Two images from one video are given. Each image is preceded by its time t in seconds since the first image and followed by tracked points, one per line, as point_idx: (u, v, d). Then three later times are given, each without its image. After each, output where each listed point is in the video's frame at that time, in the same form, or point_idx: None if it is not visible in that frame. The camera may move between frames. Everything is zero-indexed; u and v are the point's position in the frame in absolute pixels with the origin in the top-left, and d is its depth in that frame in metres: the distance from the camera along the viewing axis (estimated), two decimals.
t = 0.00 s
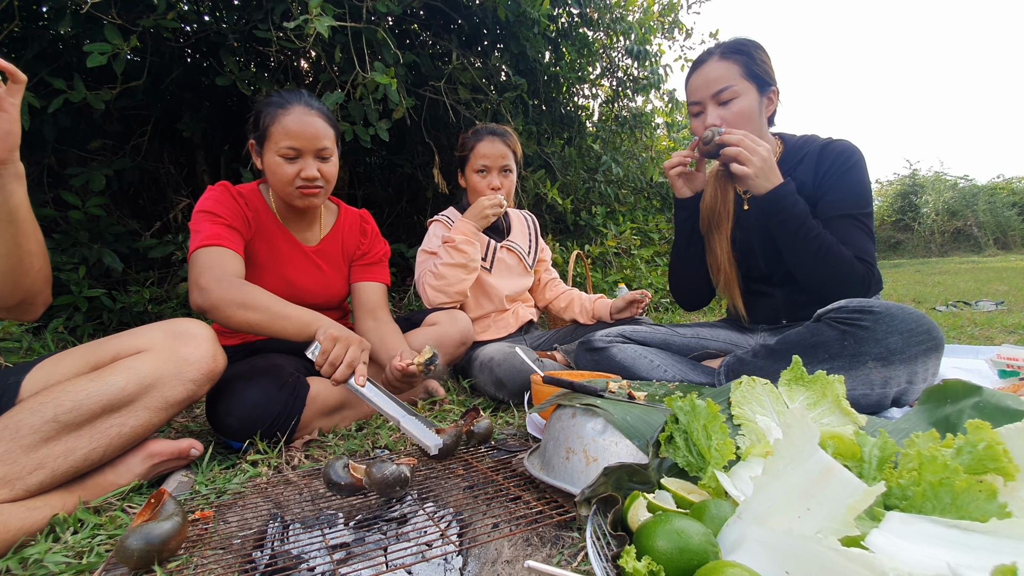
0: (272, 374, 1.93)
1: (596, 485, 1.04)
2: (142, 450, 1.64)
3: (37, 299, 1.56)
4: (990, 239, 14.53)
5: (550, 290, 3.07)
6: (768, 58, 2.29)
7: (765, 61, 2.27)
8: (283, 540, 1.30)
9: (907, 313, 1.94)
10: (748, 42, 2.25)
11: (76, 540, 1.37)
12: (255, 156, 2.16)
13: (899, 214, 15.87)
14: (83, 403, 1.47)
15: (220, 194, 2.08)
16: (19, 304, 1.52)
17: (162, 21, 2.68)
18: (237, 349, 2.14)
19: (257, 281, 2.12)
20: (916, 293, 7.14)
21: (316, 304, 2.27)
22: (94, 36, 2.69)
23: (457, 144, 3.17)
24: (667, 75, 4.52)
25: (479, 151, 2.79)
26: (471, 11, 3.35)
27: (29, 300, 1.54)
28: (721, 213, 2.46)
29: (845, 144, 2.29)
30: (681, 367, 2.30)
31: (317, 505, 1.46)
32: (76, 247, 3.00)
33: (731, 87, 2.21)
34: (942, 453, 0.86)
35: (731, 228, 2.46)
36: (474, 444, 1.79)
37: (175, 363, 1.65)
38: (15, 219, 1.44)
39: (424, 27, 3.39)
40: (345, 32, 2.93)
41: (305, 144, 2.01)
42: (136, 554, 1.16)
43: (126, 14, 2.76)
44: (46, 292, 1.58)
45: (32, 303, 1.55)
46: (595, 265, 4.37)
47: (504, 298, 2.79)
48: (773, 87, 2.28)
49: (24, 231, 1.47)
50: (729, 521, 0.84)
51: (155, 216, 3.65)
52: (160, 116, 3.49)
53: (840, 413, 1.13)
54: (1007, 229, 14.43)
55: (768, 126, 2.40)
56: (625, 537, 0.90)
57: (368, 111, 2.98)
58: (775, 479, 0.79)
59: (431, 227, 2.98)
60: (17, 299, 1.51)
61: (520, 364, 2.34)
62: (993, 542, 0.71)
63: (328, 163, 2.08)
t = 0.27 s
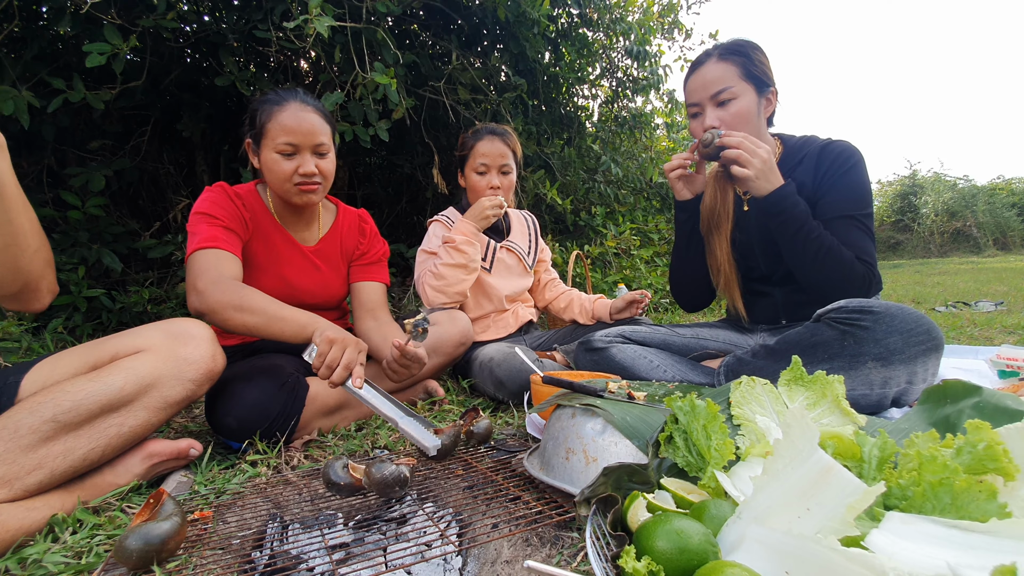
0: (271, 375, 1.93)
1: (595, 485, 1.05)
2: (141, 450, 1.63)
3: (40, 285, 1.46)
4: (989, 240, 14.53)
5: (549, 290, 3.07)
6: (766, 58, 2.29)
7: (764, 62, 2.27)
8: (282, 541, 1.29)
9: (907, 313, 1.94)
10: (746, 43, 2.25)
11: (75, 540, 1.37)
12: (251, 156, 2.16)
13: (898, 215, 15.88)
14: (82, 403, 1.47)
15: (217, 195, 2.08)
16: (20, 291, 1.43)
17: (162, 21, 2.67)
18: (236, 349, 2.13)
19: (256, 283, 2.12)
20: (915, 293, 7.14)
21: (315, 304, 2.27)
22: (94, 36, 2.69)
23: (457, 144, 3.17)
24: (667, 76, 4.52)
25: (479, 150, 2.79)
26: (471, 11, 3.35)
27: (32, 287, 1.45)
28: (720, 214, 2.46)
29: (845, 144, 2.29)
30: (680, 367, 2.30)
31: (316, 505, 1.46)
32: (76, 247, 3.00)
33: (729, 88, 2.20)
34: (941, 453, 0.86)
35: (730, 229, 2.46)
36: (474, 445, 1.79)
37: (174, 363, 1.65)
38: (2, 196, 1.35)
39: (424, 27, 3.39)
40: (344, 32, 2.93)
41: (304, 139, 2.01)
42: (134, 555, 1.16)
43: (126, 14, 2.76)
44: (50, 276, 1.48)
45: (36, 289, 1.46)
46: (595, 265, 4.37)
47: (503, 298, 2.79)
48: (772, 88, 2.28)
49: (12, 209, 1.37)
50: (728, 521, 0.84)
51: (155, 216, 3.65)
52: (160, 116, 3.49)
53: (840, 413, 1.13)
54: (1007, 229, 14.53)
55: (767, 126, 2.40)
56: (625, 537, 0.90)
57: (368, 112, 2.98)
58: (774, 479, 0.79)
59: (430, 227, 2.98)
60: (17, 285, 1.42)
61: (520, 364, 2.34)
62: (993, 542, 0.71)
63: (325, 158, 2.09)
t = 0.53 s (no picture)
0: (270, 374, 1.93)
1: (595, 485, 1.05)
2: (140, 450, 1.63)
3: (41, 275, 1.45)
4: (988, 240, 14.54)
5: (549, 290, 3.07)
6: (766, 59, 2.28)
7: (763, 63, 2.27)
8: (282, 541, 1.29)
9: (907, 313, 1.94)
10: (746, 43, 2.25)
11: (74, 540, 1.36)
12: (249, 154, 2.15)
13: (897, 215, 15.88)
14: (81, 402, 1.47)
15: (215, 197, 2.08)
16: (22, 282, 1.43)
17: (162, 20, 2.67)
18: (236, 349, 2.13)
19: (256, 285, 2.13)
20: (914, 294, 7.15)
21: (315, 305, 2.28)
22: (93, 35, 2.69)
23: (456, 144, 3.17)
24: (667, 76, 4.52)
25: (479, 149, 2.79)
26: (471, 11, 3.35)
27: (33, 277, 1.44)
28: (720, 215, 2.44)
29: (844, 145, 2.30)
30: (680, 367, 2.30)
31: (316, 505, 1.46)
32: (75, 247, 2.99)
33: (729, 89, 2.20)
34: (942, 452, 0.86)
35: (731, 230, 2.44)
36: (474, 444, 1.79)
37: (173, 362, 1.65)
38: None
39: (424, 27, 3.39)
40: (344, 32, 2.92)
41: (307, 134, 2.03)
42: (134, 554, 1.16)
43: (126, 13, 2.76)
44: (50, 267, 1.48)
45: (37, 280, 1.45)
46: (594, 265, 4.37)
47: (503, 298, 2.80)
48: (771, 88, 2.28)
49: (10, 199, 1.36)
50: (728, 521, 0.84)
51: (154, 216, 3.65)
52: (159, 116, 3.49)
53: (840, 413, 1.13)
54: (1005, 230, 14.67)
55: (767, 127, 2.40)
56: (625, 537, 0.90)
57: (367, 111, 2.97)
58: (774, 478, 0.79)
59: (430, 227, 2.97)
60: (17, 277, 1.41)
61: (520, 363, 2.34)
62: (993, 541, 0.70)
63: (327, 152, 2.10)
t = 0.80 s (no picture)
0: (271, 374, 1.93)
1: (595, 487, 1.04)
2: (140, 450, 1.63)
3: (43, 272, 1.46)
4: (987, 242, 14.56)
5: (548, 292, 3.07)
6: (764, 61, 2.28)
7: (761, 66, 2.27)
8: (282, 542, 1.29)
9: (906, 316, 1.94)
10: (743, 47, 2.24)
11: (74, 540, 1.37)
12: (251, 154, 2.16)
13: (897, 217, 15.88)
14: (81, 403, 1.47)
15: (216, 200, 2.08)
16: (25, 278, 1.43)
17: (162, 20, 2.67)
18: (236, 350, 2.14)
19: (257, 287, 2.13)
20: (913, 295, 7.16)
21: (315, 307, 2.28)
22: (94, 36, 2.69)
23: (456, 145, 3.18)
24: (667, 77, 4.53)
25: (478, 148, 2.80)
26: (471, 12, 3.36)
27: (35, 274, 1.44)
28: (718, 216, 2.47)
29: (843, 149, 2.30)
30: (679, 369, 2.31)
31: (316, 506, 1.46)
32: (75, 247, 2.99)
33: (728, 93, 2.20)
34: (940, 456, 0.86)
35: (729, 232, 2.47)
36: (473, 446, 1.79)
37: (173, 363, 1.65)
38: None
39: (424, 28, 3.39)
40: (344, 33, 2.93)
41: (308, 130, 2.03)
42: (134, 555, 1.16)
43: (126, 13, 2.76)
44: (52, 264, 1.48)
45: (39, 276, 1.45)
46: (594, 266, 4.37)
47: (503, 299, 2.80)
48: (770, 92, 2.29)
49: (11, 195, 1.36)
50: (727, 524, 0.85)
51: (153, 216, 3.65)
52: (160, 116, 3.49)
53: (839, 416, 1.13)
54: (1005, 232, 14.71)
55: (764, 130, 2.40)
56: (624, 539, 0.90)
57: (367, 112, 2.98)
58: (773, 481, 0.80)
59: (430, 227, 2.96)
60: (19, 273, 1.41)
61: (519, 365, 2.35)
62: (991, 545, 0.71)
63: (328, 151, 2.11)
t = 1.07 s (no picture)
0: (270, 376, 1.92)
1: (593, 490, 1.04)
2: (139, 451, 1.64)
3: (42, 270, 1.46)
4: (986, 244, 14.57)
5: (547, 293, 3.08)
6: (761, 65, 2.29)
7: (758, 69, 2.27)
8: (280, 543, 1.29)
9: (904, 320, 1.94)
10: (740, 50, 2.24)
11: (73, 541, 1.36)
12: (259, 159, 2.17)
13: (896, 219, 15.89)
14: (80, 404, 1.47)
15: (221, 202, 2.09)
16: (24, 276, 1.43)
17: (162, 21, 2.67)
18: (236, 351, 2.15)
19: (257, 291, 2.13)
20: (912, 297, 7.15)
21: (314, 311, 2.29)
22: (94, 36, 2.69)
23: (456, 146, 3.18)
24: (666, 79, 4.53)
25: (474, 151, 2.79)
26: (471, 13, 3.37)
27: (35, 272, 1.44)
28: (714, 221, 2.51)
29: (838, 152, 2.28)
30: (678, 371, 2.32)
31: (314, 508, 1.46)
32: (74, 247, 2.99)
33: (726, 98, 2.21)
34: (937, 460, 0.86)
35: (725, 236, 2.49)
36: (472, 447, 1.80)
37: (172, 363, 1.65)
38: None
39: (424, 29, 3.40)
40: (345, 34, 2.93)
41: (317, 133, 2.04)
42: (133, 557, 1.16)
43: (126, 14, 2.76)
44: (51, 262, 1.48)
45: (39, 274, 1.45)
46: (593, 268, 4.37)
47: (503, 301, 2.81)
48: (768, 96, 2.29)
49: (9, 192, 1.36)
50: (725, 527, 0.85)
51: (153, 216, 3.66)
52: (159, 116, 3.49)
53: (836, 419, 1.13)
54: (1004, 234, 14.77)
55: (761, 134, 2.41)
56: (622, 542, 0.91)
57: (367, 113, 2.98)
58: (771, 485, 0.80)
59: (429, 229, 2.97)
60: (18, 272, 1.41)
61: (518, 366, 2.35)
62: (987, 549, 0.71)
63: (336, 154, 2.11)
